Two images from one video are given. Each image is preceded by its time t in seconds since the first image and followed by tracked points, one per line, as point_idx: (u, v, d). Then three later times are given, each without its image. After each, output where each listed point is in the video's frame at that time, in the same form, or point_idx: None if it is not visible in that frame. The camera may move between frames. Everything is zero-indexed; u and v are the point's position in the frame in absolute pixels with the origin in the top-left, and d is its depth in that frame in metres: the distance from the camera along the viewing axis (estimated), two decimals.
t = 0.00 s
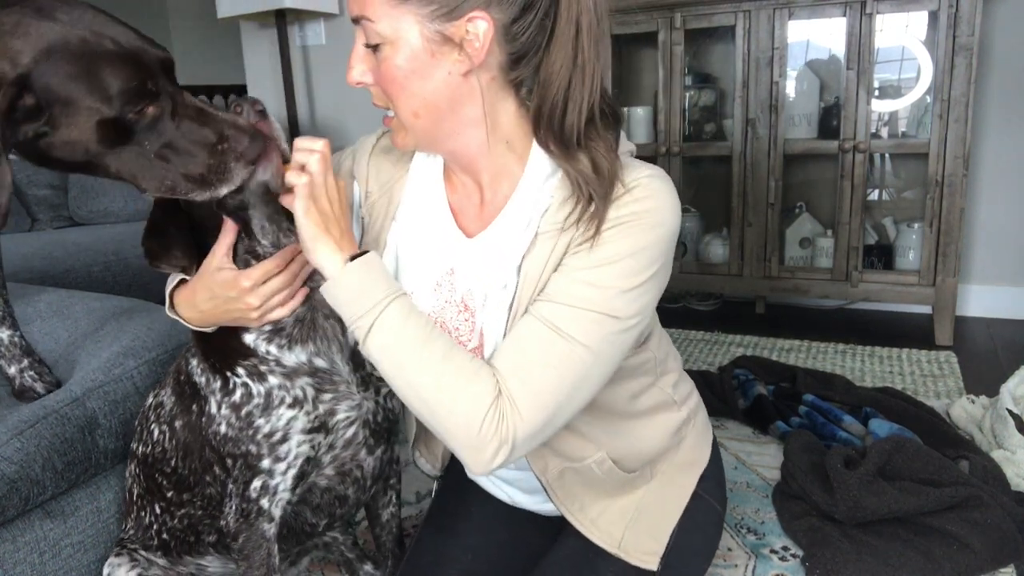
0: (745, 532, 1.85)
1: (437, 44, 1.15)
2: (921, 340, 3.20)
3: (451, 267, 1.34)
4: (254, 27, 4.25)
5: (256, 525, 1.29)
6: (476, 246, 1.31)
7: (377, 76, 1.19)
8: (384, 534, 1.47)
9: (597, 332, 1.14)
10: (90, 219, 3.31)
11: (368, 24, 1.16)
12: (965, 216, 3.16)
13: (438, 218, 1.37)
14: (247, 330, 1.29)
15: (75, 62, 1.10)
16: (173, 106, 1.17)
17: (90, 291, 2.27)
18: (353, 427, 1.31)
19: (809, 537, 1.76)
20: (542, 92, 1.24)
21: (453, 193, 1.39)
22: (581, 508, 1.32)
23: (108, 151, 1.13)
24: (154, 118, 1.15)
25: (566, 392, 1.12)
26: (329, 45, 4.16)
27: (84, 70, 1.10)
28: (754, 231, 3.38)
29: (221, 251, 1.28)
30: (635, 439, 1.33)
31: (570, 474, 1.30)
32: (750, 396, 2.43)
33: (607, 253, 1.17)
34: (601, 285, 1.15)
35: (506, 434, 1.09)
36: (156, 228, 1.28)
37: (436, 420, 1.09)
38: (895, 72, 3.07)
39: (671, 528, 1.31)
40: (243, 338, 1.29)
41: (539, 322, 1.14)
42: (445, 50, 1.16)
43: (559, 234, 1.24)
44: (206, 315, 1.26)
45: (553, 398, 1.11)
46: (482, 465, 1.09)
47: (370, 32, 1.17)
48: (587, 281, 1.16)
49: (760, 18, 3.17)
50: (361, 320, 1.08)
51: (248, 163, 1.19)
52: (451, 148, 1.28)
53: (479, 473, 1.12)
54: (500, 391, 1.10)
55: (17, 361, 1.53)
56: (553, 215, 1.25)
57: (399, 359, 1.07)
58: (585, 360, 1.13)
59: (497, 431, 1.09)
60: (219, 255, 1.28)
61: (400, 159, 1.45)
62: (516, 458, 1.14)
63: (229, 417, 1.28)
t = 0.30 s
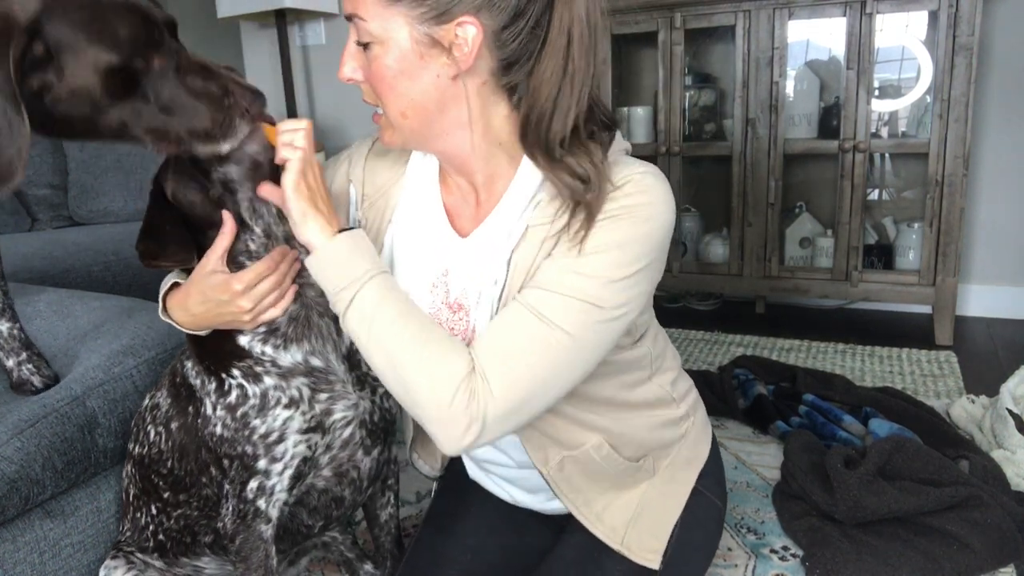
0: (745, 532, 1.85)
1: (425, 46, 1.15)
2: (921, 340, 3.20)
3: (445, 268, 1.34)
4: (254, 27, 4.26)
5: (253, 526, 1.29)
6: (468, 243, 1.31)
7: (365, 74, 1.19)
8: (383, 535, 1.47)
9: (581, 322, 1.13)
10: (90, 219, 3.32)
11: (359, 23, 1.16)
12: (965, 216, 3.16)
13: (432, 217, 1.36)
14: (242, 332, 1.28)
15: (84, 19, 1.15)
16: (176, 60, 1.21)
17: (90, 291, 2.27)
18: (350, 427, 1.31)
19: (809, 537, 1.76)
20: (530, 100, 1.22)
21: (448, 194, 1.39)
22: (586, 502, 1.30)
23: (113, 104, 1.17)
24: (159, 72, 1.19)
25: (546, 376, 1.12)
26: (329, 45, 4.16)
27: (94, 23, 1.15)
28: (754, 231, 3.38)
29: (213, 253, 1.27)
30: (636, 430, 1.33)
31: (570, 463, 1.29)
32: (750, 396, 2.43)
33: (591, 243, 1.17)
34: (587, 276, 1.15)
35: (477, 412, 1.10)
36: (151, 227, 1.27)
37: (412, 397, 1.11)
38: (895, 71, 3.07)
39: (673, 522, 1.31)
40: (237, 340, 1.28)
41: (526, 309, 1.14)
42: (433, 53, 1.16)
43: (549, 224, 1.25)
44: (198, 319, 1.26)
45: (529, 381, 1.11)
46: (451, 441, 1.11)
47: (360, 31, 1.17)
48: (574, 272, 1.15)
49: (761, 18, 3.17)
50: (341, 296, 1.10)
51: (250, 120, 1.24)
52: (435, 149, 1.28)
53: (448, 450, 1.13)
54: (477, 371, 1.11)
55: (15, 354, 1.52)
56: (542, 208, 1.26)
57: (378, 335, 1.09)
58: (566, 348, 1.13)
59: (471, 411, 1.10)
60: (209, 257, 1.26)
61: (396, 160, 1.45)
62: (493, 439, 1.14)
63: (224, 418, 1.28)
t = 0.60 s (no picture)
0: (745, 532, 1.85)
1: (419, 35, 1.16)
2: (921, 340, 3.20)
3: (440, 264, 1.33)
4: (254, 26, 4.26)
5: (255, 527, 1.30)
6: (463, 235, 1.30)
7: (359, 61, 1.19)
8: (383, 536, 1.47)
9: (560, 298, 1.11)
10: (90, 219, 3.32)
11: (359, 8, 1.17)
12: (965, 216, 3.16)
13: (426, 213, 1.36)
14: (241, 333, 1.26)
15: None
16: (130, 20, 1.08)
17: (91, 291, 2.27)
18: (352, 425, 1.31)
19: (809, 537, 1.77)
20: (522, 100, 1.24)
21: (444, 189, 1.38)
22: (581, 491, 1.30)
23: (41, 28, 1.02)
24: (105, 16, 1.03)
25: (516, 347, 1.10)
26: (329, 45, 4.16)
27: None
28: (754, 231, 3.38)
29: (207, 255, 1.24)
30: (633, 419, 1.33)
31: (565, 449, 1.28)
32: (750, 396, 2.43)
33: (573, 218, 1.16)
34: (574, 254, 1.12)
35: (442, 375, 1.10)
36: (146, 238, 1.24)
37: (380, 359, 1.11)
38: (895, 71, 3.07)
39: (665, 513, 1.31)
40: (237, 342, 1.26)
41: (507, 282, 1.12)
42: (426, 43, 1.17)
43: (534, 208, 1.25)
44: (197, 323, 1.25)
45: (498, 353, 1.10)
46: (414, 406, 1.10)
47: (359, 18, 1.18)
48: (559, 248, 1.13)
49: (761, 18, 3.17)
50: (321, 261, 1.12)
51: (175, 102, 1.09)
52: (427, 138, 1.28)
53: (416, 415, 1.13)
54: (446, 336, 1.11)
55: (16, 351, 1.51)
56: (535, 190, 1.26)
57: (352, 297, 1.10)
58: (540, 321, 1.11)
59: (433, 372, 1.10)
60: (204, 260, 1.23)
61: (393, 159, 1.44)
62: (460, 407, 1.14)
63: (224, 419, 1.28)
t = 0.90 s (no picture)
0: (745, 532, 1.85)
1: (421, 30, 1.15)
2: (921, 340, 3.21)
3: (438, 263, 1.32)
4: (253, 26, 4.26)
5: (256, 529, 1.30)
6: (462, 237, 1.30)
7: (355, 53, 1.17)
8: (382, 536, 1.47)
9: (577, 305, 1.08)
10: (90, 219, 3.32)
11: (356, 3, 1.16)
12: (965, 216, 3.16)
13: (422, 211, 1.35)
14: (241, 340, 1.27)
15: None
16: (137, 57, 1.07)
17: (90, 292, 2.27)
18: (351, 427, 1.32)
19: (809, 537, 1.77)
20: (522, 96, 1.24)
21: (438, 187, 1.38)
22: (573, 490, 1.30)
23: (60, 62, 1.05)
24: (123, 55, 1.06)
25: (541, 360, 1.06)
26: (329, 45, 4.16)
27: None
28: (754, 231, 3.38)
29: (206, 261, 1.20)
30: (630, 420, 1.33)
31: (563, 454, 1.29)
32: (750, 396, 2.44)
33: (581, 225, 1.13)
34: (582, 260, 1.10)
35: (470, 401, 1.04)
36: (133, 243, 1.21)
37: (400, 393, 1.04)
38: (895, 72, 3.07)
39: (661, 511, 1.31)
40: (237, 349, 1.27)
41: (519, 297, 1.08)
42: (428, 37, 1.16)
43: (536, 212, 1.25)
44: (199, 328, 1.22)
45: (520, 367, 1.05)
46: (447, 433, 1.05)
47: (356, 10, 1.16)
48: (567, 256, 1.10)
49: (761, 18, 3.17)
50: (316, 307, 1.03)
51: (177, 144, 1.07)
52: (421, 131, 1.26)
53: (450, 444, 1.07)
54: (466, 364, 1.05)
55: (17, 353, 1.54)
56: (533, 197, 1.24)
57: (359, 335, 1.02)
58: (560, 331, 1.07)
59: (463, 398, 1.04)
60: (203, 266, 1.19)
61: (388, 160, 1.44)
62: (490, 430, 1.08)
63: (223, 420, 1.28)
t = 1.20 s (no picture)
0: (745, 532, 1.85)
1: (479, 32, 1.17)
2: (921, 340, 3.21)
3: (438, 269, 1.32)
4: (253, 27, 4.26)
5: (259, 526, 1.29)
6: (460, 246, 1.31)
7: (393, 44, 1.13)
8: (383, 535, 1.47)
9: (580, 325, 1.15)
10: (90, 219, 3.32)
11: None
12: (965, 215, 3.16)
13: (422, 219, 1.35)
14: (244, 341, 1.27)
15: (94, 45, 1.10)
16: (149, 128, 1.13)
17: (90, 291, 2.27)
18: (352, 423, 1.33)
19: (810, 537, 1.76)
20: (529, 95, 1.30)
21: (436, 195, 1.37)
22: (570, 493, 1.32)
23: (71, 129, 1.11)
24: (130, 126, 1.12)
25: (547, 380, 1.13)
26: (329, 45, 4.16)
27: (94, 64, 1.09)
28: (754, 231, 3.38)
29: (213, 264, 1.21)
30: (629, 426, 1.33)
31: (562, 464, 1.31)
32: (750, 396, 2.43)
33: (580, 245, 1.18)
34: (582, 280, 1.16)
35: (485, 425, 1.10)
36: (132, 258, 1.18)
37: (412, 421, 1.10)
38: (895, 72, 3.07)
39: (662, 513, 1.31)
40: (240, 349, 1.27)
41: (522, 321, 1.14)
42: (482, 39, 1.18)
43: (537, 225, 1.26)
44: (208, 329, 1.23)
45: (529, 388, 1.12)
46: (463, 454, 1.11)
47: None
48: (567, 277, 1.16)
49: (760, 18, 3.17)
50: (320, 348, 1.07)
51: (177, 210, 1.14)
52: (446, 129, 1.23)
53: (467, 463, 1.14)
54: (474, 390, 1.11)
55: (19, 358, 1.53)
56: (529, 209, 1.27)
57: (366, 371, 1.07)
58: (564, 352, 1.14)
59: (477, 424, 1.10)
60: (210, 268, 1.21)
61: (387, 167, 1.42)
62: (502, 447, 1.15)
63: (225, 417, 1.27)
